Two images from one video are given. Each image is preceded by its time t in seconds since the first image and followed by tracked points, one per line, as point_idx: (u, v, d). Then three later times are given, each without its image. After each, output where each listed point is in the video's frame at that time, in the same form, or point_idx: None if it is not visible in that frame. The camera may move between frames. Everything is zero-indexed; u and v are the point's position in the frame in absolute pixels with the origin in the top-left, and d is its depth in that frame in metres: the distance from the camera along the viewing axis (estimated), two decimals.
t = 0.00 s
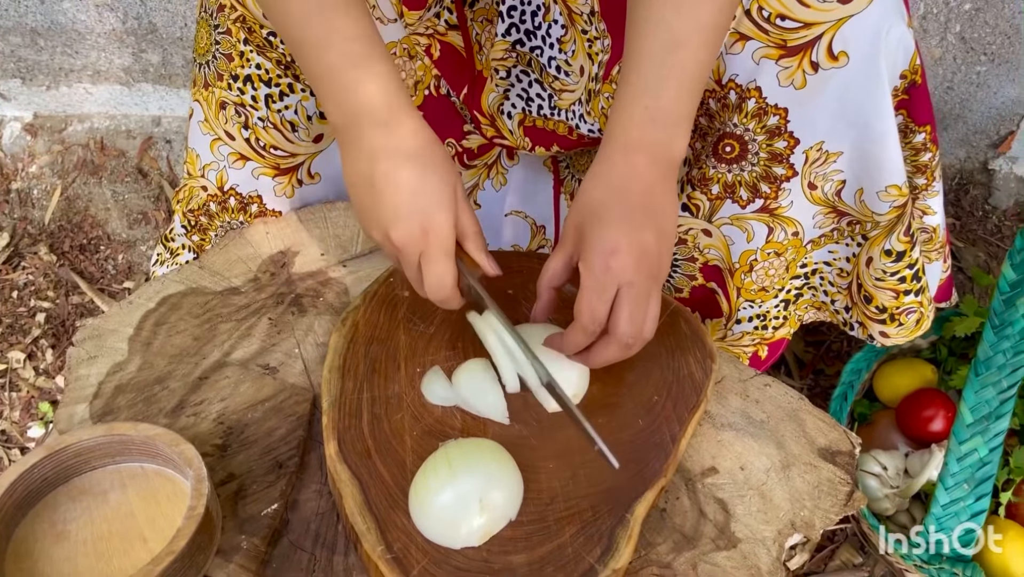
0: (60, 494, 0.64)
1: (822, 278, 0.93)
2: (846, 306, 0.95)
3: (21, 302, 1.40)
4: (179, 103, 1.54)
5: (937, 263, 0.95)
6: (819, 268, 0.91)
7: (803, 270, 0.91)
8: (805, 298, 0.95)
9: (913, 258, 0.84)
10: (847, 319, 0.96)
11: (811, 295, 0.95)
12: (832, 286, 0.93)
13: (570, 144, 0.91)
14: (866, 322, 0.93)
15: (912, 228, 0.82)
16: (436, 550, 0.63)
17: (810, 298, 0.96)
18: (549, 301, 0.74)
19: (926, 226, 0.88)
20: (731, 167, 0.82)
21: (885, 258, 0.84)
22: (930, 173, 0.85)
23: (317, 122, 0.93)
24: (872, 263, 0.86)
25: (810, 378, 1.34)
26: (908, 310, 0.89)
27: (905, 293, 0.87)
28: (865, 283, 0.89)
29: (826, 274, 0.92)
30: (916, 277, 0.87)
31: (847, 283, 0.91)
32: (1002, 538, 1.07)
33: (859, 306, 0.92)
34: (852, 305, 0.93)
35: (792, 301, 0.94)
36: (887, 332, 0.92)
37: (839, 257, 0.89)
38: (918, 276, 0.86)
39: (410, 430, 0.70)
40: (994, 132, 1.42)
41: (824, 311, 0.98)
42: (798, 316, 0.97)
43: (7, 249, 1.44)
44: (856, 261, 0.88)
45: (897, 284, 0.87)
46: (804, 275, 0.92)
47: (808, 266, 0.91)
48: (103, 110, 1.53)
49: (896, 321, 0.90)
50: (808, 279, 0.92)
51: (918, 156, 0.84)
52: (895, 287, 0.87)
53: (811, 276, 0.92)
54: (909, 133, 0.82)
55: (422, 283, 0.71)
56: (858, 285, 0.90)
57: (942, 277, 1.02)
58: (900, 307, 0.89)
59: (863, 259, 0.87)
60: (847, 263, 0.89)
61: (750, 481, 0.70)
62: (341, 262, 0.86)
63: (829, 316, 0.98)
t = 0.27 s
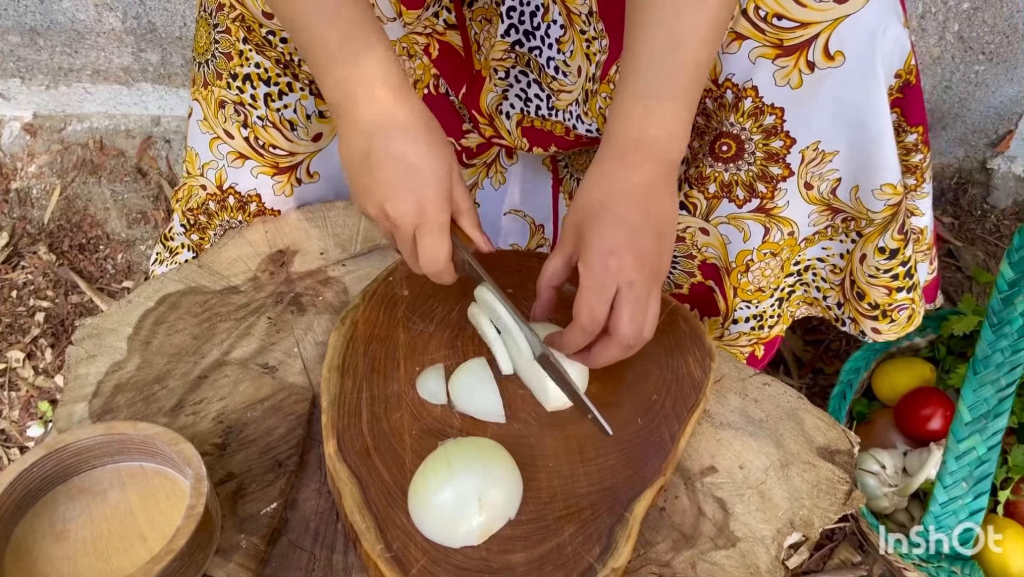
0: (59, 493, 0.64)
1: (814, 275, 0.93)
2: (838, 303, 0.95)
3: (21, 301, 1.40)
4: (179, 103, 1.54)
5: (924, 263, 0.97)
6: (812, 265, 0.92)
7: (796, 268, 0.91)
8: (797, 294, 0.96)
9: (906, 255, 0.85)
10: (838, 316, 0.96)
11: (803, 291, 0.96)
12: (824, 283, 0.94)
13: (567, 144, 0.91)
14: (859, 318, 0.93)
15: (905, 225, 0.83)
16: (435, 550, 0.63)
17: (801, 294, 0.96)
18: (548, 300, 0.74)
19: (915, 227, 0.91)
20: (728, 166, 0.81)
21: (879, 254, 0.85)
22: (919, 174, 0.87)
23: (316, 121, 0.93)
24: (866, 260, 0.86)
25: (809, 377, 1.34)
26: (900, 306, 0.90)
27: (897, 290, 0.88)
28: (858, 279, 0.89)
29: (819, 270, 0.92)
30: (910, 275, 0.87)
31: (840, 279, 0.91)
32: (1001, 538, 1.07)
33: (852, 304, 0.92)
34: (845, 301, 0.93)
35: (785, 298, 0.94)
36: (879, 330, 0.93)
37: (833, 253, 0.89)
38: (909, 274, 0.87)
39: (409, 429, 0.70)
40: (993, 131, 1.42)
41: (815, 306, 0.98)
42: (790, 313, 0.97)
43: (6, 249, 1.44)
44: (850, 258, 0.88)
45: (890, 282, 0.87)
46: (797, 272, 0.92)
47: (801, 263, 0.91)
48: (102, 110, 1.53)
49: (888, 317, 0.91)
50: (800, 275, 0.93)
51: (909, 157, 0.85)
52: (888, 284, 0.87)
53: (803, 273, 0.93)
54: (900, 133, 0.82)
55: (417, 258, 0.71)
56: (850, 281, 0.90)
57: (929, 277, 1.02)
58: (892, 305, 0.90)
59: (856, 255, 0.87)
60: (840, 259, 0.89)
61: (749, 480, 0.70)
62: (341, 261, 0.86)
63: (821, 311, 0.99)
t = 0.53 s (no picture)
0: (60, 494, 0.64)
1: (823, 277, 0.93)
2: (846, 305, 0.94)
3: (21, 302, 1.40)
4: (179, 103, 1.54)
5: (934, 263, 0.95)
6: (820, 266, 0.91)
7: (805, 268, 0.91)
8: (806, 295, 0.95)
9: (914, 258, 0.84)
10: (846, 318, 0.96)
11: (812, 293, 0.95)
12: (833, 285, 0.93)
13: (571, 145, 0.91)
14: (865, 321, 0.93)
15: (913, 228, 0.82)
16: (435, 550, 0.63)
17: (811, 296, 0.96)
18: (550, 300, 0.74)
19: (925, 226, 0.89)
20: (734, 166, 0.82)
21: (885, 257, 0.84)
22: (929, 173, 0.86)
23: (318, 122, 0.93)
24: (873, 263, 0.86)
25: (809, 377, 1.34)
26: (907, 310, 0.89)
27: (905, 294, 0.87)
28: (865, 281, 0.89)
29: (828, 272, 0.92)
30: (916, 278, 0.87)
31: (848, 281, 0.91)
32: (1002, 538, 1.07)
33: (859, 305, 0.92)
34: (852, 304, 0.93)
35: (793, 298, 0.94)
36: (885, 333, 0.92)
37: (841, 256, 0.89)
38: (917, 278, 0.87)
39: (410, 429, 0.70)
40: (993, 131, 1.42)
41: (824, 309, 0.98)
42: (799, 315, 0.97)
43: (5, 249, 1.44)
44: (856, 261, 0.88)
45: (896, 285, 0.87)
46: (806, 273, 0.92)
47: (810, 264, 0.91)
48: (102, 110, 1.52)
49: (895, 321, 0.91)
50: (809, 276, 0.93)
51: (917, 156, 0.85)
52: (895, 287, 0.87)
53: (812, 274, 0.92)
54: (909, 133, 0.83)
55: (424, 257, 0.71)
56: (858, 283, 0.90)
57: (940, 277, 1.01)
58: (899, 308, 0.89)
59: (863, 258, 0.87)
60: (848, 261, 0.89)
61: (749, 479, 0.70)
62: (341, 261, 0.86)
63: (829, 314, 0.98)
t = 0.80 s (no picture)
0: (61, 495, 0.64)
1: (821, 275, 0.93)
2: (846, 302, 0.94)
3: (21, 302, 1.40)
4: (179, 103, 1.52)
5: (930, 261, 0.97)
6: (819, 265, 0.92)
7: (803, 268, 0.92)
8: (804, 294, 0.96)
9: (915, 252, 0.84)
10: (846, 314, 0.96)
11: (810, 291, 0.95)
12: (831, 283, 0.93)
13: (572, 145, 0.91)
14: (868, 316, 0.93)
15: (914, 223, 0.82)
16: (437, 551, 0.63)
17: (808, 294, 0.96)
18: (551, 301, 0.74)
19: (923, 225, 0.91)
20: (735, 166, 0.82)
21: (888, 253, 0.84)
22: (926, 173, 0.87)
23: (319, 122, 0.93)
24: (875, 259, 0.86)
25: (810, 377, 1.34)
26: (910, 302, 0.89)
27: (908, 287, 0.87)
28: (867, 278, 0.88)
29: (826, 270, 0.92)
30: (918, 271, 0.87)
31: (847, 279, 0.91)
32: (1002, 538, 1.07)
33: (860, 301, 0.92)
34: (853, 300, 0.93)
35: (792, 297, 0.94)
36: (889, 327, 0.93)
37: (841, 254, 0.89)
38: (919, 271, 0.86)
39: (411, 430, 0.70)
40: (992, 131, 1.42)
41: (822, 306, 0.98)
42: (796, 313, 0.97)
43: (5, 249, 1.44)
44: (857, 258, 0.88)
45: (899, 280, 0.87)
46: (804, 272, 0.92)
47: (808, 263, 0.91)
48: (102, 110, 1.52)
49: (898, 313, 0.91)
50: (807, 275, 0.93)
51: (915, 156, 0.85)
52: (898, 281, 0.87)
53: (810, 273, 0.93)
54: (907, 133, 0.83)
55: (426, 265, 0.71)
56: (859, 280, 0.90)
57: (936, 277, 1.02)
58: (902, 302, 0.89)
59: (864, 255, 0.87)
60: (848, 259, 0.89)
61: (751, 480, 0.70)
62: (342, 262, 0.86)
63: (828, 311, 0.98)
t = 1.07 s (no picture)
0: (60, 490, 0.64)
1: (823, 276, 0.93)
2: (846, 304, 0.94)
3: (20, 301, 1.40)
4: (177, 102, 1.53)
5: (936, 258, 0.96)
6: (820, 266, 0.91)
7: (804, 268, 0.91)
8: (806, 295, 0.95)
9: (912, 256, 0.85)
10: (846, 317, 0.96)
11: (812, 293, 0.95)
12: (833, 284, 0.93)
13: (571, 141, 0.91)
14: (865, 319, 0.93)
15: (911, 225, 0.83)
16: (433, 545, 0.63)
17: (811, 295, 0.96)
18: (550, 298, 0.74)
19: (925, 221, 0.90)
20: (732, 163, 0.82)
21: (885, 255, 0.84)
22: (929, 169, 0.86)
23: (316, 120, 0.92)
24: (872, 261, 0.86)
25: (809, 375, 1.35)
26: (907, 308, 0.89)
27: (904, 292, 0.88)
28: (865, 280, 0.89)
29: (827, 271, 0.92)
30: (916, 275, 0.87)
31: (847, 280, 0.91)
32: (1002, 537, 1.07)
33: (859, 305, 0.92)
34: (852, 303, 0.93)
35: (793, 297, 0.94)
36: (886, 331, 0.92)
37: (841, 254, 0.89)
38: (917, 275, 0.87)
39: (409, 426, 0.70)
40: (991, 130, 1.43)
41: (824, 309, 0.98)
42: (799, 314, 0.97)
43: (5, 249, 1.44)
44: (856, 259, 0.88)
45: (896, 283, 0.87)
46: (805, 271, 0.92)
47: (809, 263, 0.91)
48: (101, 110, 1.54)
49: (895, 319, 0.91)
50: (809, 275, 0.93)
51: (918, 152, 0.84)
52: (893, 284, 0.87)
53: (812, 273, 0.92)
54: (908, 129, 0.83)
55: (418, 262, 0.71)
56: (858, 282, 0.90)
57: (941, 272, 1.01)
58: (899, 306, 0.89)
59: (862, 256, 0.87)
60: (847, 260, 0.89)
61: (748, 475, 0.70)
62: (340, 259, 0.86)
63: (829, 314, 0.98)
